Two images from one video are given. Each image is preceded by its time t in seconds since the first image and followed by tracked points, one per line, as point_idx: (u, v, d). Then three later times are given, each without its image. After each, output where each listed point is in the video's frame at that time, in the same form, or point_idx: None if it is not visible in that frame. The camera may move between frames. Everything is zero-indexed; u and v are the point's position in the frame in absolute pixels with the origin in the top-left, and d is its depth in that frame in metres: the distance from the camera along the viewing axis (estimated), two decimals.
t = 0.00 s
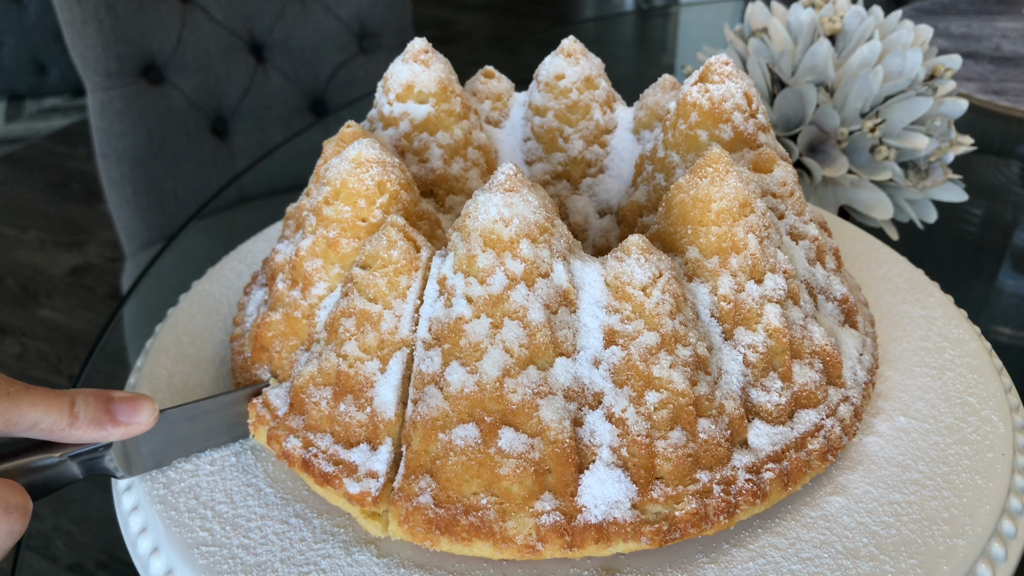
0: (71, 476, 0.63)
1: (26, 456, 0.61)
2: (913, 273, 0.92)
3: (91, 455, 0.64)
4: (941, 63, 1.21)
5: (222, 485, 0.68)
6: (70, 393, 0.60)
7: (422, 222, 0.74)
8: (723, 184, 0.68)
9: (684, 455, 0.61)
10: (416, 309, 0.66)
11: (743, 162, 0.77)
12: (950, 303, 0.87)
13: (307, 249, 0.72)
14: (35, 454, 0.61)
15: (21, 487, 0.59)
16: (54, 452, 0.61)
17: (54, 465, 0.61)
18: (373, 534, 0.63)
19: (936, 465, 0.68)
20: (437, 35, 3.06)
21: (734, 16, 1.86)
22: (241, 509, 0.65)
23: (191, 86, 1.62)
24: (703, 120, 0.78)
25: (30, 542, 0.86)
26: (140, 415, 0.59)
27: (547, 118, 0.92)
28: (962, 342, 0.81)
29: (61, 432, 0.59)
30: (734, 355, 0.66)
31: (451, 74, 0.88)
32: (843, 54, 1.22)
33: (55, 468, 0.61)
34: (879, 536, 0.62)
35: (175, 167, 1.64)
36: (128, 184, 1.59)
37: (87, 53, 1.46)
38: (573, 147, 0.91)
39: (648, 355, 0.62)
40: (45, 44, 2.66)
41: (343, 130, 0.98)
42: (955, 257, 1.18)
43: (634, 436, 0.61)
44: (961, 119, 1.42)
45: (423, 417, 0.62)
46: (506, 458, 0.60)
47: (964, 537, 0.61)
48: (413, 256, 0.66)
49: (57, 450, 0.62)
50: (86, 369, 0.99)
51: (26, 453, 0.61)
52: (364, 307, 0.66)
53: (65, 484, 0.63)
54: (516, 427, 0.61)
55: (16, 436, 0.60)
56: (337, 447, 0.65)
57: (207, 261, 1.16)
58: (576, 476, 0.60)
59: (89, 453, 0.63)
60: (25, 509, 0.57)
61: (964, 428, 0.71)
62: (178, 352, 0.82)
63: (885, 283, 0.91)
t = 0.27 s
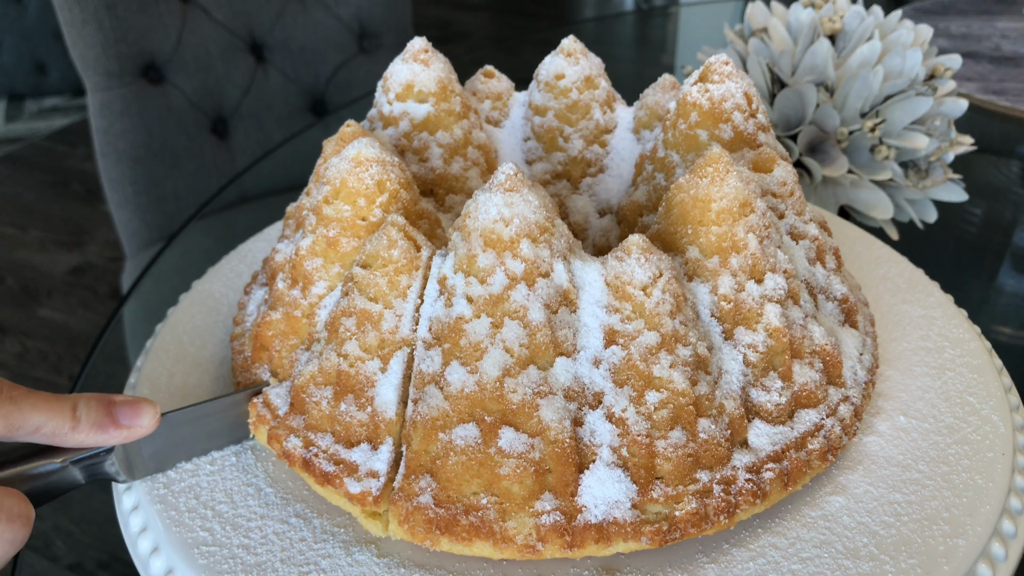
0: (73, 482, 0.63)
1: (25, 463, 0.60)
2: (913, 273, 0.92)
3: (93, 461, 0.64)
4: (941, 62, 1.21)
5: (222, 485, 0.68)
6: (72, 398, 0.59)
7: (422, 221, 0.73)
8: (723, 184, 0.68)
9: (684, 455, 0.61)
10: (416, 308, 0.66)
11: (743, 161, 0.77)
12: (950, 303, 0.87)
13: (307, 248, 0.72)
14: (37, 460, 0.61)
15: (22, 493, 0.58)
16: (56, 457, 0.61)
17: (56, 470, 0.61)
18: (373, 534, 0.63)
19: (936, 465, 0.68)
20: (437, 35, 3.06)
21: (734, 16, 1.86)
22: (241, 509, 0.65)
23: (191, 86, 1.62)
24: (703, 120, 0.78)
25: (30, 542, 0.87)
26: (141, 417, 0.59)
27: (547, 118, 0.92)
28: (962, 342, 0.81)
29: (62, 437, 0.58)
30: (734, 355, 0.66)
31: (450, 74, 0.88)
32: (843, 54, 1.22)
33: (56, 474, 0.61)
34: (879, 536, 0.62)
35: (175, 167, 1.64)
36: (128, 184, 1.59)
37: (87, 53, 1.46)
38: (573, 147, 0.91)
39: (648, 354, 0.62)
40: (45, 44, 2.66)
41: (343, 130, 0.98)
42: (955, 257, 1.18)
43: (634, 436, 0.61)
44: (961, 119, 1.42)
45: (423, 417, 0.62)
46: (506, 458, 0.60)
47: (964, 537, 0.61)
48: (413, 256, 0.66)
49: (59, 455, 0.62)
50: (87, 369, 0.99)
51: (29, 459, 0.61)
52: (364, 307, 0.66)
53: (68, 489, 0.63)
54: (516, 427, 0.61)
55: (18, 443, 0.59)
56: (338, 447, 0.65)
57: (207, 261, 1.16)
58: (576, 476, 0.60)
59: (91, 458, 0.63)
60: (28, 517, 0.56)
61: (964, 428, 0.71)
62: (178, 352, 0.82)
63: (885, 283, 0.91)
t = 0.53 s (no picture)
0: (73, 484, 0.63)
1: (23, 469, 0.60)
2: (913, 274, 0.92)
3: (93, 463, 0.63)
4: (941, 63, 1.21)
5: (222, 485, 0.68)
6: (74, 401, 0.59)
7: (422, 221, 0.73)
8: (723, 185, 0.68)
9: (684, 455, 0.61)
10: (417, 309, 0.66)
11: (743, 162, 0.77)
12: (950, 303, 0.87)
13: (307, 248, 0.72)
14: (36, 465, 0.60)
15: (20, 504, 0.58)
16: (56, 462, 0.61)
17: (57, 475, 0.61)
18: (373, 534, 0.63)
19: (936, 465, 0.68)
20: (437, 35, 3.06)
21: (733, 16, 1.86)
22: (241, 509, 0.65)
23: (191, 86, 1.62)
24: (703, 120, 0.78)
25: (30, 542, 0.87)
26: (143, 422, 0.59)
27: (547, 118, 0.92)
28: (962, 342, 0.81)
29: (65, 441, 0.57)
30: (734, 356, 0.66)
31: (451, 74, 0.88)
32: (842, 54, 1.22)
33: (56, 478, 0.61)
34: (879, 536, 0.62)
35: (175, 167, 1.63)
36: (128, 184, 1.59)
37: (87, 53, 1.46)
38: (573, 147, 0.91)
39: (648, 355, 0.62)
40: (45, 44, 2.65)
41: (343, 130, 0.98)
42: (955, 257, 1.18)
43: (634, 436, 0.61)
44: (961, 119, 1.42)
45: (423, 418, 0.62)
46: (507, 459, 0.60)
47: (964, 537, 0.61)
48: (414, 256, 0.66)
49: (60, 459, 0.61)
50: (87, 369, 0.99)
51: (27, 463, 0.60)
52: (365, 308, 0.66)
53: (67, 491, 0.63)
54: (517, 427, 0.61)
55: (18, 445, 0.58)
56: (339, 447, 0.65)
57: (207, 262, 1.15)
58: (576, 476, 0.60)
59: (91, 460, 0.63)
60: (27, 531, 0.56)
61: (964, 428, 0.71)
62: (178, 352, 0.82)
63: (885, 283, 0.91)
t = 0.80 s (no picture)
0: (72, 484, 0.63)
1: (20, 468, 0.60)
2: (913, 273, 0.92)
3: (92, 463, 0.63)
4: (941, 63, 1.21)
5: (222, 485, 0.68)
6: (73, 398, 0.59)
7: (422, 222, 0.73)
8: (723, 185, 0.68)
9: (684, 455, 0.61)
10: (417, 309, 0.66)
11: (743, 162, 0.77)
12: (950, 303, 0.87)
13: (307, 248, 0.72)
14: (34, 464, 0.60)
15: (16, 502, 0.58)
16: (54, 461, 0.61)
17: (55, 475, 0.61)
18: (373, 534, 0.63)
19: (936, 465, 0.68)
20: (437, 35, 3.06)
21: (734, 16, 1.86)
22: (241, 509, 0.65)
23: (191, 86, 1.62)
24: (703, 120, 0.78)
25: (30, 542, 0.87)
26: (142, 420, 0.59)
27: (547, 118, 0.92)
28: (962, 342, 0.81)
29: (63, 438, 0.57)
30: (734, 355, 0.66)
31: (451, 74, 0.88)
32: (843, 54, 1.22)
33: (55, 477, 0.61)
34: (879, 536, 0.62)
35: (175, 167, 1.64)
36: (128, 184, 1.59)
37: (87, 53, 1.46)
38: (573, 147, 0.91)
39: (648, 355, 0.62)
40: (45, 44, 2.66)
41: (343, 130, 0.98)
42: (955, 257, 1.18)
43: (634, 436, 0.61)
44: (961, 119, 1.42)
45: (423, 418, 0.62)
46: (506, 458, 0.60)
47: (963, 537, 0.61)
48: (414, 257, 0.66)
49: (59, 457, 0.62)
50: (87, 369, 0.99)
51: (25, 462, 0.60)
52: (365, 308, 0.66)
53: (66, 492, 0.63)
54: (516, 427, 0.61)
55: (16, 442, 0.58)
56: (339, 447, 0.65)
57: (207, 261, 1.16)
58: (576, 476, 0.60)
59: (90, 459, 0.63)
60: (24, 530, 0.56)
61: (964, 428, 0.71)
62: (178, 352, 0.82)
63: (885, 283, 0.91)
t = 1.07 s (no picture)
0: (73, 482, 0.63)
1: (21, 466, 0.60)
2: (913, 274, 0.92)
3: (93, 461, 0.64)
4: (941, 63, 1.21)
5: (222, 485, 0.68)
6: (74, 395, 0.58)
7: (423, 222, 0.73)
8: (723, 185, 0.68)
9: (684, 455, 0.61)
10: (417, 309, 0.66)
11: (743, 162, 0.77)
12: (950, 303, 0.87)
13: (307, 248, 0.72)
14: (36, 462, 0.60)
15: (18, 498, 0.58)
16: (56, 458, 0.61)
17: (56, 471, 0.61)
18: (373, 534, 0.63)
19: (936, 465, 0.68)
20: (437, 35, 3.06)
21: (734, 16, 1.86)
22: (241, 509, 0.65)
23: (191, 86, 1.62)
24: (703, 120, 0.78)
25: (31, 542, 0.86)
26: (144, 418, 0.59)
27: (547, 118, 0.93)
28: (962, 342, 0.81)
29: (64, 434, 0.57)
30: (734, 355, 0.66)
31: (451, 73, 0.88)
32: (843, 54, 1.22)
33: (56, 475, 0.61)
34: (879, 536, 0.62)
35: (175, 167, 1.64)
36: (128, 184, 1.59)
37: (87, 53, 1.46)
38: (573, 147, 0.91)
39: (648, 355, 0.62)
40: (45, 44, 2.65)
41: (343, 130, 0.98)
42: (956, 257, 1.18)
43: (634, 436, 0.61)
44: (961, 119, 1.42)
45: (423, 418, 0.62)
46: (506, 458, 0.60)
47: (963, 537, 0.61)
48: (415, 257, 0.66)
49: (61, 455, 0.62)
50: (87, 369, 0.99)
51: (26, 461, 0.61)
52: (365, 308, 0.66)
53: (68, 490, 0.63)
54: (516, 427, 0.61)
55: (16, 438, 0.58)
56: (339, 447, 0.65)
57: (207, 262, 1.16)
58: (576, 476, 0.60)
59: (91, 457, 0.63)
60: (26, 525, 0.56)
61: (964, 428, 0.71)
62: (178, 352, 0.82)
63: (885, 283, 0.91)
